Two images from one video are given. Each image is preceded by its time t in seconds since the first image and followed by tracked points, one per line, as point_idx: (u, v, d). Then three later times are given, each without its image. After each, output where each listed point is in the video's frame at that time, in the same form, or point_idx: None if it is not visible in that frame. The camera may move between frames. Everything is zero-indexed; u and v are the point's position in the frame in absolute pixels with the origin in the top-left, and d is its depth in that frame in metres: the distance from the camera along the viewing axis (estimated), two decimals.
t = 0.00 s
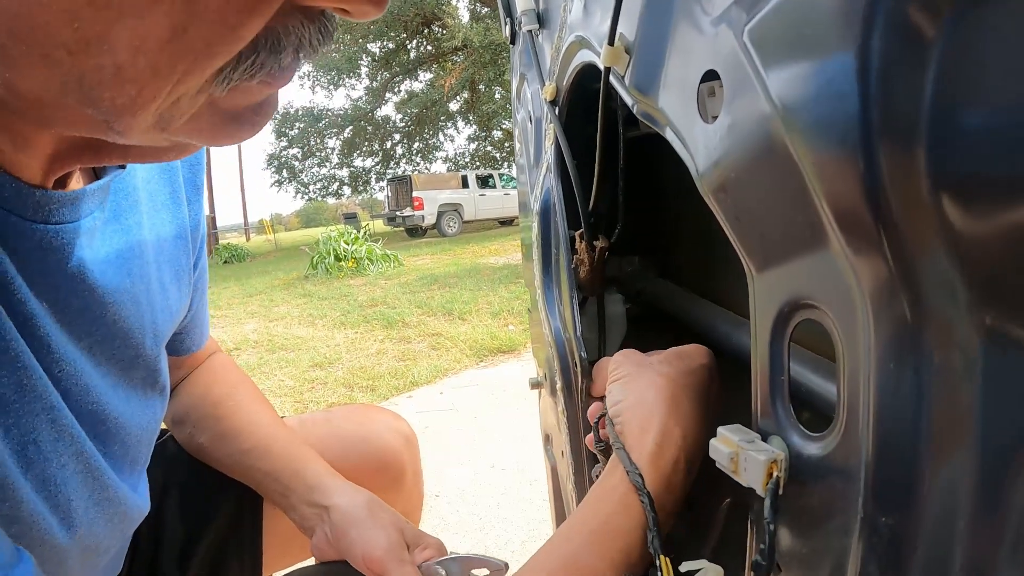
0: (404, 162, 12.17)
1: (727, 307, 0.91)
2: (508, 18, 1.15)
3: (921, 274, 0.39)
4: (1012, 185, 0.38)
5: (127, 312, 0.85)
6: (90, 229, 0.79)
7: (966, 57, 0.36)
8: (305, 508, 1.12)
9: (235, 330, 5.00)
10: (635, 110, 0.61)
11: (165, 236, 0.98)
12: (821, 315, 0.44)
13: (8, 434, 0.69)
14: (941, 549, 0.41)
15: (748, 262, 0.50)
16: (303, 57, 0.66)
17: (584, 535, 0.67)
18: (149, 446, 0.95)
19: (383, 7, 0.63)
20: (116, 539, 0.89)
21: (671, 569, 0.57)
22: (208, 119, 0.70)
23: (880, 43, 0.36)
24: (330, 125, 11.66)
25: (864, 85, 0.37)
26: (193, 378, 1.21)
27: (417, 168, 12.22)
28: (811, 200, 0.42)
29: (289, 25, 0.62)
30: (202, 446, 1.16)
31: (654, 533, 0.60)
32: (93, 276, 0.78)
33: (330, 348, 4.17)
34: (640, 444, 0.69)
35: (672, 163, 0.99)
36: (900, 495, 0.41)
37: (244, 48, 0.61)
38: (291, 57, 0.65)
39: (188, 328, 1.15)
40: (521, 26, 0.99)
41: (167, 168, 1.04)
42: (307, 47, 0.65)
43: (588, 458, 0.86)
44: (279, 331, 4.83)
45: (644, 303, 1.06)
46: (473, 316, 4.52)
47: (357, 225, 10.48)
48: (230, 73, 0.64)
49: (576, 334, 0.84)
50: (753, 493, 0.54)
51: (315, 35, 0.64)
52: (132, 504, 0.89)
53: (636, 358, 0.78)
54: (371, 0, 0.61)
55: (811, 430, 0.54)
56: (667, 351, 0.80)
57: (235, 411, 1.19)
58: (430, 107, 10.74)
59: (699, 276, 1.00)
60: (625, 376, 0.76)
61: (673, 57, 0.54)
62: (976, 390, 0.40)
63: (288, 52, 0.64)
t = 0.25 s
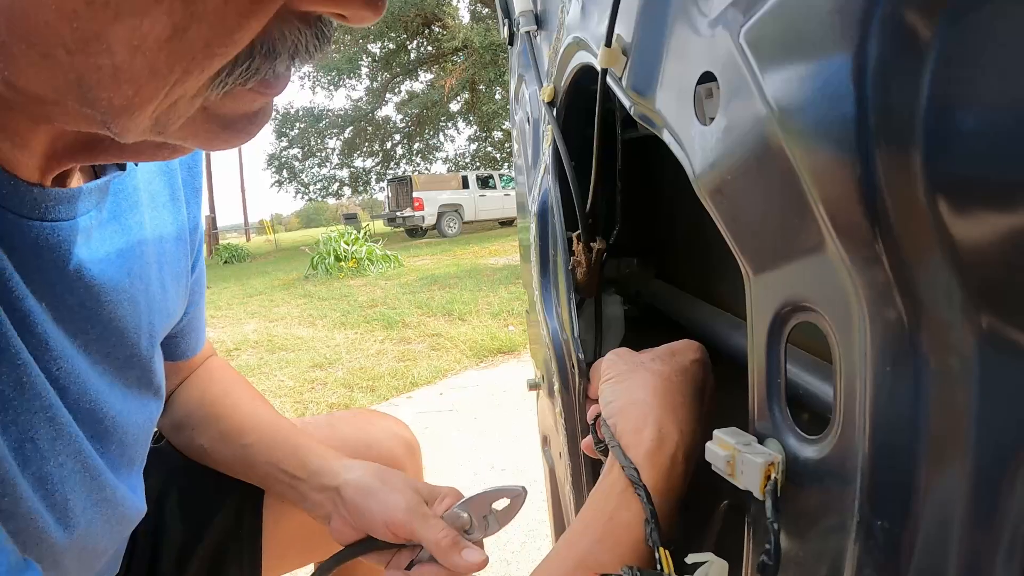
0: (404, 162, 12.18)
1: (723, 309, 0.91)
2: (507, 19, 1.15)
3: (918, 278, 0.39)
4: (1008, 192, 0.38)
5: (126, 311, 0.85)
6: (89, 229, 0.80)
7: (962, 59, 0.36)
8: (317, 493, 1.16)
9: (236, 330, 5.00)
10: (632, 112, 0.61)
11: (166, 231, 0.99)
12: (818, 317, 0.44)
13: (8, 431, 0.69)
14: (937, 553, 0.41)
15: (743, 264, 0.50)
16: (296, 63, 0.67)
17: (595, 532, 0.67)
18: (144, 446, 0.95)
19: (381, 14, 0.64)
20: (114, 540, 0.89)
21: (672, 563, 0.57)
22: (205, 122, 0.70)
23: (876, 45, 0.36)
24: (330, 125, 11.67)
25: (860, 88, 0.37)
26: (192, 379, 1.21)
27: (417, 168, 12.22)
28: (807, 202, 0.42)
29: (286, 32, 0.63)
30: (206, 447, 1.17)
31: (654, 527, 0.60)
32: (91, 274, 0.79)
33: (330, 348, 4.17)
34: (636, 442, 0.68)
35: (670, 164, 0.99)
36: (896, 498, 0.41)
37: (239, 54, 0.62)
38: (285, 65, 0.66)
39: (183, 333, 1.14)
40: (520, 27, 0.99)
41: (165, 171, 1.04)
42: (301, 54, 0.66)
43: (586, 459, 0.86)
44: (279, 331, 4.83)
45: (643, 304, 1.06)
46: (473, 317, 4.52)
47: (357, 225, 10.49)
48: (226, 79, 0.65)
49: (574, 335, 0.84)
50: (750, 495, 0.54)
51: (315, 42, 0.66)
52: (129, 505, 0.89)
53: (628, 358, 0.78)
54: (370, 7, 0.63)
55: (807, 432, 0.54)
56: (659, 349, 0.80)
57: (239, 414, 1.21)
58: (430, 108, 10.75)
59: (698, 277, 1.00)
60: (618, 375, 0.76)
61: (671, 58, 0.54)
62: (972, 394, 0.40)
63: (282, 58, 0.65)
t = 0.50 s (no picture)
0: (404, 162, 12.17)
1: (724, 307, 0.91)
2: (507, 18, 1.15)
3: (918, 276, 0.39)
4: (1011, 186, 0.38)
5: (118, 311, 0.85)
6: (79, 230, 0.80)
7: (962, 57, 0.36)
8: (322, 486, 1.16)
9: (236, 331, 5.00)
10: (632, 110, 0.61)
11: (159, 247, 0.99)
12: (818, 316, 0.44)
13: (15, 424, 0.69)
14: (938, 552, 0.41)
15: (744, 263, 0.50)
16: (291, 63, 0.70)
17: (623, 518, 0.68)
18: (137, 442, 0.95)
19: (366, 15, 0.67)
20: (111, 537, 0.89)
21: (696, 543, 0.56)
22: (201, 117, 0.71)
23: (874, 43, 0.36)
24: (330, 125, 11.67)
25: (859, 86, 0.37)
26: (187, 381, 1.21)
27: (417, 168, 12.22)
28: (807, 201, 0.42)
29: (275, 33, 0.65)
30: (204, 446, 1.18)
31: (677, 510, 0.59)
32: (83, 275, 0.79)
33: (330, 348, 4.17)
34: (657, 430, 0.69)
35: (670, 163, 0.99)
36: (897, 496, 0.41)
37: (231, 53, 0.64)
38: (276, 65, 0.68)
39: (172, 332, 1.15)
40: (519, 26, 0.99)
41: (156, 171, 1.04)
42: (290, 54, 0.68)
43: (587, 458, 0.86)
44: (280, 331, 4.83)
45: (643, 303, 1.06)
46: (473, 316, 4.52)
47: (357, 225, 10.48)
48: (220, 78, 0.66)
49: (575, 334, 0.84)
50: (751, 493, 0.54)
51: (299, 45, 0.68)
52: (125, 501, 0.89)
53: (638, 347, 0.79)
54: (355, 9, 0.65)
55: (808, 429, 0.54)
56: (665, 335, 0.81)
57: (236, 415, 1.21)
58: (430, 107, 10.74)
59: (698, 276, 1.00)
60: (631, 366, 0.77)
61: (670, 57, 0.54)
62: (972, 392, 0.40)
63: (273, 59, 0.67)
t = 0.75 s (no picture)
0: (403, 161, 12.17)
1: (725, 305, 0.91)
2: (506, 16, 1.15)
3: (917, 270, 0.39)
4: (1007, 180, 0.37)
5: (118, 305, 0.85)
6: (82, 223, 0.80)
7: (963, 49, 0.36)
8: (319, 476, 1.16)
9: (236, 331, 5.00)
10: (631, 107, 0.61)
11: (158, 248, 0.99)
12: (817, 311, 0.44)
13: (31, 410, 0.69)
14: (939, 547, 0.41)
15: (743, 258, 0.50)
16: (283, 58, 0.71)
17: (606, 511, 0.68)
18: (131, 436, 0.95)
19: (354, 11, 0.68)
20: (109, 531, 0.89)
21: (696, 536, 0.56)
22: (193, 105, 0.71)
23: (872, 36, 0.36)
24: (330, 125, 11.66)
25: (857, 80, 0.37)
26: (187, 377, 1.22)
27: (417, 168, 12.21)
28: (806, 196, 0.42)
29: (267, 26, 0.65)
30: (204, 441, 1.18)
31: (677, 503, 0.59)
32: (84, 267, 0.79)
33: (330, 348, 4.17)
34: (654, 422, 0.69)
35: (670, 159, 0.99)
36: (898, 491, 0.41)
37: (227, 45, 0.65)
38: (271, 57, 0.69)
39: (170, 329, 1.15)
40: (519, 23, 0.99)
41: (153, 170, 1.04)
42: (283, 48, 0.68)
43: (587, 456, 0.86)
44: (280, 331, 4.83)
45: (646, 302, 1.06)
46: (473, 316, 4.52)
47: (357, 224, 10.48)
48: (219, 69, 0.67)
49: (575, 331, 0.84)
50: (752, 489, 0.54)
51: (293, 40, 0.69)
52: (123, 495, 0.89)
53: (642, 343, 0.79)
54: (343, 5, 0.66)
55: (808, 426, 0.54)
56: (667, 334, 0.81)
57: (237, 412, 1.22)
58: (429, 107, 10.74)
59: (698, 273, 1.00)
60: (631, 363, 0.77)
61: (668, 53, 0.54)
62: (972, 386, 0.40)
63: (268, 51, 0.67)
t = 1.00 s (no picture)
0: (403, 161, 12.17)
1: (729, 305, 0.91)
2: (508, 16, 1.15)
3: (921, 270, 0.39)
4: (1007, 180, 0.37)
5: (121, 301, 0.85)
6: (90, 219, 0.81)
7: (964, 50, 0.36)
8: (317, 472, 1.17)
9: (237, 331, 5.00)
10: (634, 107, 0.61)
11: (163, 246, 0.99)
12: (820, 310, 0.44)
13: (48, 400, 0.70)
14: (942, 544, 0.42)
15: (747, 258, 0.51)
16: (280, 48, 0.73)
17: (610, 510, 0.68)
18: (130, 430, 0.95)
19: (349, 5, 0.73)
20: (110, 524, 0.89)
21: (684, 534, 0.57)
22: (191, 98, 0.73)
23: (875, 36, 0.36)
24: (330, 125, 11.67)
25: (860, 80, 0.37)
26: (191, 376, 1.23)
27: (417, 167, 12.22)
28: (810, 195, 0.42)
29: (264, 13, 0.68)
30: (204, 439, 1.18)
31: (663, 501, 0.60)
32: (90, 262, 0.80)
33: (331, 348, 4.17)
34: (640, 424, 0.70)
35: (672, 159, 0.99)
36: (901, 489, 0.42)
37: (224, 32, 0.67)
38: (268, 45, 0.71)
39: (171, 327, 1.15)
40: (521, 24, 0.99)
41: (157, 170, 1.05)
42: (280, 36, 0.71)
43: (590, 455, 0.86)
44: (280, 331, 4.83)
45: (648, 301, 1.06)
46: (474, 316, 4.52)
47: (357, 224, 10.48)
48: (219, 57, 0.69)
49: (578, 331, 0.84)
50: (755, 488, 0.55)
51: (289, 27, 0.72)
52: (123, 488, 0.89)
53: (631, 346, 0.79)
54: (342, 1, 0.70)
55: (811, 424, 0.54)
56: (661, 335, 0.80)
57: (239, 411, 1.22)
58: (429, 107, 10.74)
59: (700, 272, 1.00)
60: (621, 365, 0.77)
61: (671, 54, 0.54)
62: (975, 384, 0.40)
63: (264, 38, 0.70)
